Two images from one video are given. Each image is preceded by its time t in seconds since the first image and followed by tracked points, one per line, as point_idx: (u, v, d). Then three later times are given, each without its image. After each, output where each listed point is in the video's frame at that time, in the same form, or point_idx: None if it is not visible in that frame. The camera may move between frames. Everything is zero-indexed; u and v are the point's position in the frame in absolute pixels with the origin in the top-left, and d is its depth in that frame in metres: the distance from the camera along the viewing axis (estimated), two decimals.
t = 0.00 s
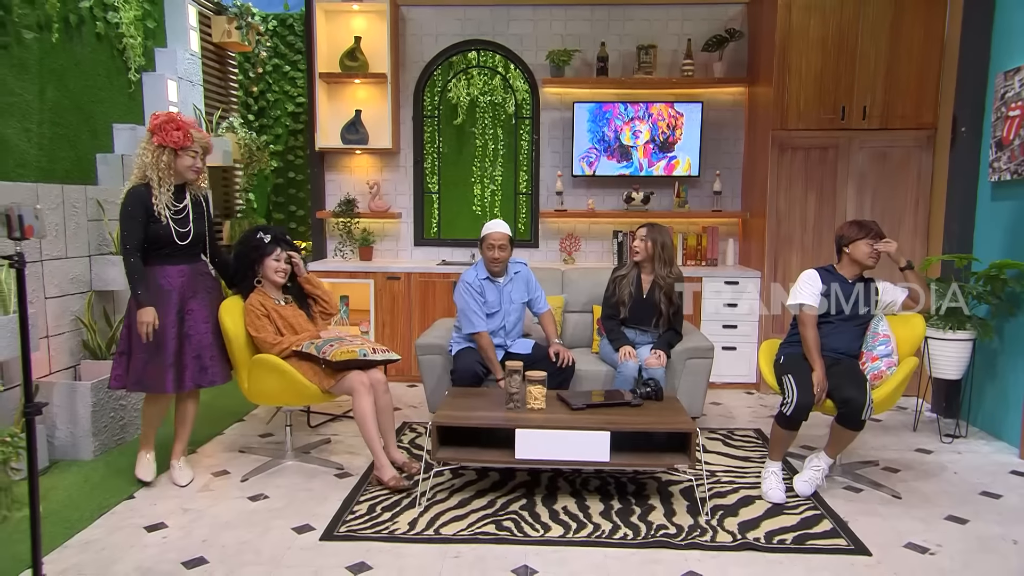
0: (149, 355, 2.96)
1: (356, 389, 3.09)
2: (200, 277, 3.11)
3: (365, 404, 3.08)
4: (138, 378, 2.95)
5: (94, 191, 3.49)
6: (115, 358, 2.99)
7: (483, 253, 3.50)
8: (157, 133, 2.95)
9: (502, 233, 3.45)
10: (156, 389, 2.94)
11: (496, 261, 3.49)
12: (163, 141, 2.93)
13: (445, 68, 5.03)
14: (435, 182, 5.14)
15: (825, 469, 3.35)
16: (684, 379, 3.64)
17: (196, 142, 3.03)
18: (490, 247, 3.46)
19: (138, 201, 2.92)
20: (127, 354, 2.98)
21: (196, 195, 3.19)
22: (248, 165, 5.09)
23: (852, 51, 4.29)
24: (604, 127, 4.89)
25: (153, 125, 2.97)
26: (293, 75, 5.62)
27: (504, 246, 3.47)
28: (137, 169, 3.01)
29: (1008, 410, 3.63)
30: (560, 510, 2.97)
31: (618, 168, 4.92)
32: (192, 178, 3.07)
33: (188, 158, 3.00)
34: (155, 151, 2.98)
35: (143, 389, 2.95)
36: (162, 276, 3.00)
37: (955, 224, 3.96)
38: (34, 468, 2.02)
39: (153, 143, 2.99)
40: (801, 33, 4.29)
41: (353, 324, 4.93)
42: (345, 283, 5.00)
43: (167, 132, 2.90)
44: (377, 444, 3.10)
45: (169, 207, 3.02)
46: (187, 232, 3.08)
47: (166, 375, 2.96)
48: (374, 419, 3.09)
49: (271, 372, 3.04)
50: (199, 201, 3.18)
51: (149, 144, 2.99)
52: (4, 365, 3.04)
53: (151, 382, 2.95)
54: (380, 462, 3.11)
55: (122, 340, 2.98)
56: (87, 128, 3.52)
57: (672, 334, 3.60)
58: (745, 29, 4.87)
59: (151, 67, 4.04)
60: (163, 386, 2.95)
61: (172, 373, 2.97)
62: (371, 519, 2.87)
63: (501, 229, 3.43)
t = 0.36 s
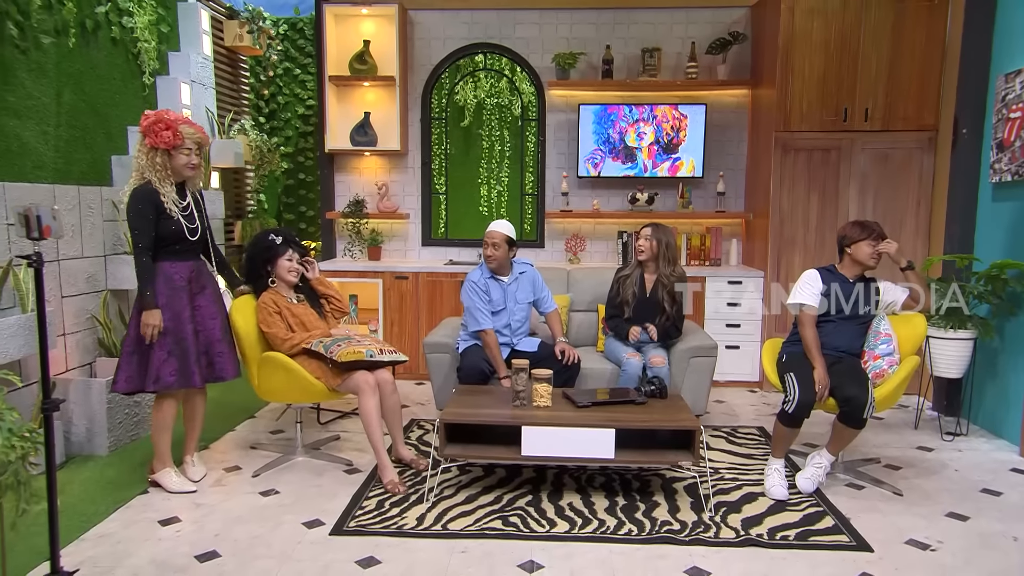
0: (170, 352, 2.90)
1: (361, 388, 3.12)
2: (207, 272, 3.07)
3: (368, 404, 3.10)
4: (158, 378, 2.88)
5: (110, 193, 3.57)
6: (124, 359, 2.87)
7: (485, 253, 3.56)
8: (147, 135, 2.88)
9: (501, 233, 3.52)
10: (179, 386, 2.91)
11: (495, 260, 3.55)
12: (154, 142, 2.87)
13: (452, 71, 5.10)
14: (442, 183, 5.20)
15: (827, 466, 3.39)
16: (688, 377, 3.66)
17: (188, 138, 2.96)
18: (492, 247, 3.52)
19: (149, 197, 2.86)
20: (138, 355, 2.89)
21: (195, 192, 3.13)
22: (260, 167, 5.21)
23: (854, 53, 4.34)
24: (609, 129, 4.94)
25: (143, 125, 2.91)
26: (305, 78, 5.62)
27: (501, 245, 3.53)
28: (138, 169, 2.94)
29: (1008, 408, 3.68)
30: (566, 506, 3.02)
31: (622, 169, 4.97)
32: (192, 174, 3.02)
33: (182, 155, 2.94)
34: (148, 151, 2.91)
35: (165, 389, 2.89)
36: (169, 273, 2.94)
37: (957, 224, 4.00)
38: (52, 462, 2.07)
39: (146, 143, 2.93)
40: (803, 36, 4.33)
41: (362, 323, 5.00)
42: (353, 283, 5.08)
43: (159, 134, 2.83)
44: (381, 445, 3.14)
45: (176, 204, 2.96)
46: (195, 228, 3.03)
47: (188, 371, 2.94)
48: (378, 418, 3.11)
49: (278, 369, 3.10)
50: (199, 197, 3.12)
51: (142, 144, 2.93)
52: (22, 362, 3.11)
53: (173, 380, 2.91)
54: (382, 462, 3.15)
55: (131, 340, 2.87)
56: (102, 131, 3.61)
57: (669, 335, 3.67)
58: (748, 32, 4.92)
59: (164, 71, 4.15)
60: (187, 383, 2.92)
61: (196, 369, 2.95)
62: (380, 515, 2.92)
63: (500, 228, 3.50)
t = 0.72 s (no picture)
0: (163, 352, 2.89)
1: (362, 387, 3.14)
2: (204, 272, 3.07)
3: (370, 403, 3.13)
4: (150, 378, 2.86)
5: (117, 192, 3.61)
6: (117, 358, 2.86)
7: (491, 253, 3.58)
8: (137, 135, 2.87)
9: (508, 232, 3.55)
10: (170, 387, 2.88)
11: (501, 259, 3.57)
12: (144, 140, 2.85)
13: (456, 72, 5.12)
14: (446, 183, 5.22)
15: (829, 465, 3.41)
16: (690, 376, 3.68)
17: (177, 136, 2.93)
18: (498, 246, 3.54)
19: (145, 196, 2.86)
20: (130, 354, 2.88)
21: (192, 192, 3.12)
22: (265, 167, 5.24)
23: (856, 53, 4.35)
24: (612, 129, 4.96)
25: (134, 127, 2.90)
26: (309, 78, 5.69)
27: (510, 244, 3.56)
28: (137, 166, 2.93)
29: (1010, 407, 3.69)
30: (569, 504, 3.04)
31: (625, 169, 4.99)
32: (184, 173, 2.98)
33: (171, 154, 2.90)
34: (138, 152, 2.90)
35: (157, 389, 2.87)
36: (166, 272, 2.95)
37: (959, 223, 4.02)
38: (60, 460, 2.10)
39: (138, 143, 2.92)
40: (805, 37, 4.35)
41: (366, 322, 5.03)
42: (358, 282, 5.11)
43: (148, 133, 2.81)
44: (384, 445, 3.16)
45: (171, 203, 2.95)
46: (194, 227, 3.03)
47: (181, 372, 2.91)
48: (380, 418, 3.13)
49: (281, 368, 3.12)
50: (195, 196, 3.10)
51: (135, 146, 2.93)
52: (31, 360, 3.14)
53: (166, 380, 2.88)
54: (387, 462, 3.18)
55: (124, 339, 2.87)
56: (109, 131, 3.65)
57: (661, 326, 3.68)
58: (751, 32, 4.94)
59: (171, 71, 4.19)
60: (180, 384, 2.90)
61: (189, 370, 2.92)
62: (384, 512, 2.94)
63: (507, 228, 3.53)
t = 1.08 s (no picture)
0: (161, 358, 2.87)
1: (365, 387, 3.15)
2: (202, 273, 3.07)
3: (372, 402, 3.13)
4: (148, 384, 2.85)
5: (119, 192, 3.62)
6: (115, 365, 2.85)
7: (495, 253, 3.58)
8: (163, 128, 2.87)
9: (512, 233, 3.55)
10: (167, 393, 2.86)
11: (504, 259, 3.57)
12: (173, 135, 2.88)
13: (458, 72, 5.12)
14: (448, 183, 5.23)
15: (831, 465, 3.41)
16: (692, 376, 3.63)
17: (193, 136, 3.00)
18: (502, 246, 3.55)
19: (138, 200, 2.84)
20: (128, 360, 2.86)
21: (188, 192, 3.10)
22: (267, 167, 5.25)
23: (859, 53, 4.35)
24: (614, 129, 4.96)
25: (153, 117, 2.88)
26: (311, 78, 5.70)
27: (513, 245, 3.57)
28: (130, 164, 2.90)
29: (1013, 407, 3.68)
30: (571, 504, 3.04)
31: (627, 169, 4.99)
32: (182, 173, 3.00)
33: (190, 153, 2.97)
34: (155, 144, 2.89)
35: (154, 395, 2.85)
36: (162, 276, 2.92)
37: (962, 222, 4.01)
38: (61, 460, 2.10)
39: (153, 134, 2.90)
40: (808, 37, 4.34)
41: (368, 322, 5.03)
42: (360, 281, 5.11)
43: (186, 132, 2.87)
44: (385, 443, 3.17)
45: (165, 205, 2.93)
46: (186, 228, 3.02)
47: (179, 378, 2.90)
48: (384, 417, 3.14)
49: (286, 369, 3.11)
50: (189, 195, 3.08)
51: (147, 136, 2.90)
52: (34, 360, 3.15)
53: (163, 386, 2.87)
54: (387, 461, 3.19)
55: (122, 344, 2.85)
56: (112, 131, 3.66)
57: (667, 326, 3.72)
58: (753, 32, 4.94)
59: (173, 71, 4.19)
60: (177, 390, 2.88)
61: (187, 375, 2.91)
62: (386, 512, 2.94)
63: (513, 229, 3.54)
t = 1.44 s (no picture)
0: (164, 360, 2.88)
1: (363, 383, 3.15)
2: (201, 273, 3.07)
3: (364, 402, 3.13)
4: (152, 388, 2.86)
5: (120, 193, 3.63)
6: (118, 369, 2.88)
7: (495, 252, 3.59)
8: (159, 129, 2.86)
9: (512, 233, 3.54)
10: (171, 395, 2.87)
11: (504, 259, 3.57)
12: (169, 135, 2.87)
13: (458, 72, 5.12)
14: (448, 183, 5.23)
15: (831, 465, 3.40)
16: (692, 376, 3.63)
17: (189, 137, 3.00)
18: (502, 246, 3.55)
19: (135, 203, 2.84)
20: (132, 364, 2.89)
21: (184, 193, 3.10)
22: (268, 167, 5.26)
23: (859, 54, 4.35)
24: (614, 129, 4.96)
25: (148, 118, 2.86)
26: (311, 78, 5.70)
27: (513, 246, 3.56)
28: (126, 164, 2.87)
29: (1013, 407, 3.68)
30: (571, 504, 3.04)
31: (627, 169, 4.99)
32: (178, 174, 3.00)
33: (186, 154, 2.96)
34: (150, 145, 2.87)
35: (159, 398, 2.86)
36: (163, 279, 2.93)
37: (962, 222, 4.00)
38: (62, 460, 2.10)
39: (148, 135, 2.88)
40: (807, 38, 4.34)
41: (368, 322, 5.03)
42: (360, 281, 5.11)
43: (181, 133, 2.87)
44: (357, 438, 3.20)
45: (163, 207, 2.93)
46: (184, 229, 3.02)
47: (183, 380, 2.91)
48: (367, 417, 3.15)
49: (287, 369, 3.10)
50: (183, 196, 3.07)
51: (142, 137, 2.88)
52: (34, 360, 3.15)
53: (167, 389, 2.88)
54: (352, 456, 3.22)
55: (124, 348, 2.87)
56: (112, 131, 3.66)
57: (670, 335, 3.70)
58: (753, 32, 4.94)
59: (173, 71, 4.20)
60: (181, 392, 2.89)
61: (191, 377, 2.92)
62: (386, 512, 2.94)
63: (513, 229, 3.54)
